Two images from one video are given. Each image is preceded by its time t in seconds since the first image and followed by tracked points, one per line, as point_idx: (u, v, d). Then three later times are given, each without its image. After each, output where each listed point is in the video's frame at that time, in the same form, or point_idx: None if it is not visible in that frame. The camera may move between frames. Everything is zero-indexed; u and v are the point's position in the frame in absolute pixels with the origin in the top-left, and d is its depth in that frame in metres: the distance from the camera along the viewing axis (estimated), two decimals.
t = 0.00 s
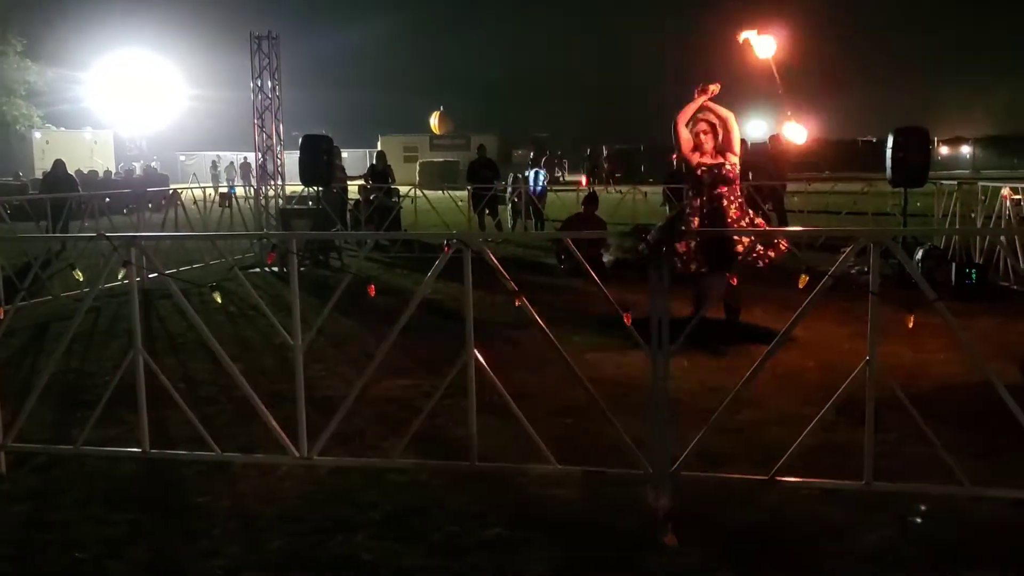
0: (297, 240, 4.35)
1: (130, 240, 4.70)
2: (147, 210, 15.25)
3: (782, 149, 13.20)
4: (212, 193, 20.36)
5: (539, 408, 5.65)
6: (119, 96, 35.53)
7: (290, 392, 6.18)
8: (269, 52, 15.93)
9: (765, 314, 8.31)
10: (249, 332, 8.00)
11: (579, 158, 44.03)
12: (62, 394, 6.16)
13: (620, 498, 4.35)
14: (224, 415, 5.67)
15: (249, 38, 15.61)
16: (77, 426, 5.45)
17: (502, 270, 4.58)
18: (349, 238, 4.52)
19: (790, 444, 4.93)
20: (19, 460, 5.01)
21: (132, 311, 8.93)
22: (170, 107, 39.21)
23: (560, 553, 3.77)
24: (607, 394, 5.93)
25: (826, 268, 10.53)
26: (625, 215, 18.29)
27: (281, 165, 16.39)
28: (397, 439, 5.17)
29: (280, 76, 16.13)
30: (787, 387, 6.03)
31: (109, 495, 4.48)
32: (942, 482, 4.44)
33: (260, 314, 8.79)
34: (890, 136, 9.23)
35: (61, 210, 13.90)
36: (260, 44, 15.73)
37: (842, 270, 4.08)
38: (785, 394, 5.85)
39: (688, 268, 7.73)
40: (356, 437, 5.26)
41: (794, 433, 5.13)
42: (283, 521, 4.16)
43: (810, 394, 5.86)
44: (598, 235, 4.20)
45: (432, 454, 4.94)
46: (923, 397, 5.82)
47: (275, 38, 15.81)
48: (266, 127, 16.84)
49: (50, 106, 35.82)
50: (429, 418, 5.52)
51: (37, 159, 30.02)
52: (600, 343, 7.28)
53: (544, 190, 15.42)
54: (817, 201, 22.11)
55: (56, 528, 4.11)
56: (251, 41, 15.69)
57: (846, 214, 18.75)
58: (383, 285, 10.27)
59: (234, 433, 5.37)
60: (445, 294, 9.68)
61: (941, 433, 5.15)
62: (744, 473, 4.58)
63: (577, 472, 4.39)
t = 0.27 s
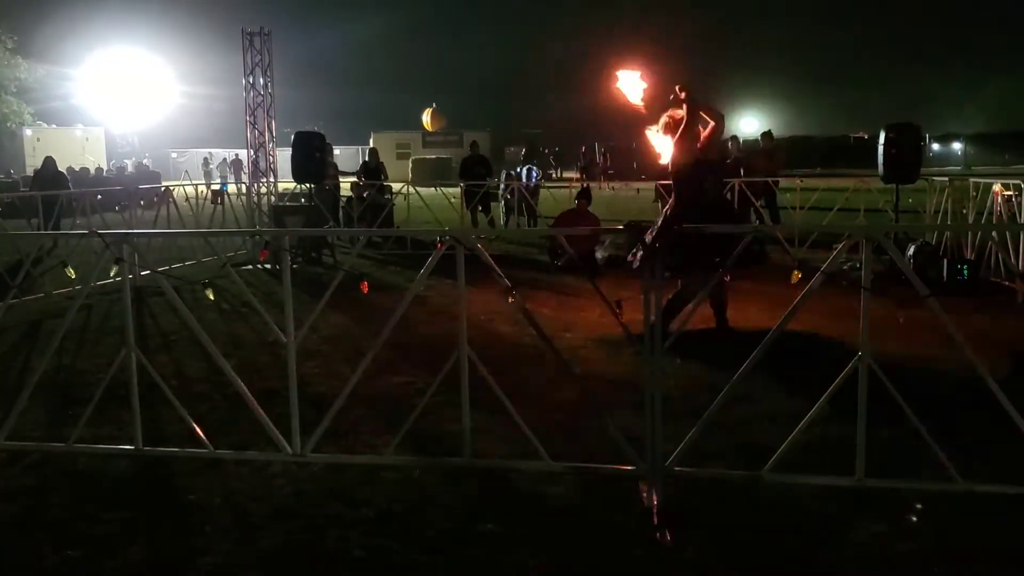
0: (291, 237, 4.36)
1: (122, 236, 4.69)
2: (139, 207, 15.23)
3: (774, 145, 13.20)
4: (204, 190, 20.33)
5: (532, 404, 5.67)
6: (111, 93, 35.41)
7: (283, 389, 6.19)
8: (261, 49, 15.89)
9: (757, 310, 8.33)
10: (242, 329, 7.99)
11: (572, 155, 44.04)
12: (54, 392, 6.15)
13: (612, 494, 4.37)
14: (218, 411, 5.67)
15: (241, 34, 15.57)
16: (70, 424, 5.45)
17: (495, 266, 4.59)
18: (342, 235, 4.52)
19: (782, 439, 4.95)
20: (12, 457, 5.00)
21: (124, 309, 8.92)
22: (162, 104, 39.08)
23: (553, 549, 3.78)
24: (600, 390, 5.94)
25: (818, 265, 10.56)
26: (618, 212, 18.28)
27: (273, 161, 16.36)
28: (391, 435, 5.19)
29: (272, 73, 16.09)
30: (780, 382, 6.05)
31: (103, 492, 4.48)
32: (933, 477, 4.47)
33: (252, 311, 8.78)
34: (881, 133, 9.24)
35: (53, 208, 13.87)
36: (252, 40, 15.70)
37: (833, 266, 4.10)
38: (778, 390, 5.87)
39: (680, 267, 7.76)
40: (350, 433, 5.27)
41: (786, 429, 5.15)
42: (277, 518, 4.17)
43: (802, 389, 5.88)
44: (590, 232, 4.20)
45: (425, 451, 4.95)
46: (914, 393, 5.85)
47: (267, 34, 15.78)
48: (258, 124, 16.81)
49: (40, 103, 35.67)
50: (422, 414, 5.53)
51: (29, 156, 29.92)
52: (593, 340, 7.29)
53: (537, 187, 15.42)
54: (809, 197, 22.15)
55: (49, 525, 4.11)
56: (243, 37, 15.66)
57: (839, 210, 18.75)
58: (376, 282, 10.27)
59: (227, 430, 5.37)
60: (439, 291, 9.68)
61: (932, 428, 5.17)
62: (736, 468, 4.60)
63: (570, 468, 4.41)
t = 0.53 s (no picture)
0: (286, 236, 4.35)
1: (117, 236, 4.68)
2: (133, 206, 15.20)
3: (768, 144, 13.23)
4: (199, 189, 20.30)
5: (527, 403, 5.67)
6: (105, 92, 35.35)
7: (278, 388, 6.18)
8: (256, 48, 15.87)
9: (751, 309, 8.34)
10: (237, 328, 7.98)
11: (567, 154, 44.06)
12: (48, 391, 6.14)
13: (607, 493, 4.37)
14: (213, 410, 5.66)
15: (236, 33, 15.55)
16: (64, 423, 5.43)
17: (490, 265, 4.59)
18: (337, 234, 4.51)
19: (777, 438, 4.96)
20: (6, 457, 4.99)
21: (118, 308, 8.90)
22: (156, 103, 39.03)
23: (548, 548, 3.78)
24: (594, 389, 5.94)
25: (812, 265, 10.57)
26: (613, 211, 18.34)
27: (268, 160, 16.34)
28: (386, 434, 5.19)
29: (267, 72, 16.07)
30: (774, 381, 6.06)
31: (97, 491, 4.47)
32: (926, 475, 4.48)
33: (247, 310, 8.77)
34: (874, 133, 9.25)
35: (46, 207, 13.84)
36: (247, 39, 15.68)
37: (828, 266, 4.10)
38: (772, 389, 5.87)
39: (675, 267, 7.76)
40: (345, 432, 5.26)
41: (780, 427, 5.15)
42: (272, 517, 4.16)
43: (797, 388, 5.89)
44: (586, 230, 4.20)
45: (421, 450, 4.94)
46: (908, 392, 5.86)
47: (262, 33, 15.76)
48: (253, 123, 16.78)
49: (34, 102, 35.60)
50: (417, 414, 5.52)
51: (23, 155, 29.87)
52: (588, 339, 7.29)
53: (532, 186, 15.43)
54: (804, 196, 22.19)
55: (44, 524, 4.10)
56: (238, 36, 15.64)
57: (832, 208, 18.80)
58: (371, 281, 10.27)
59: (222, 429, 5.36)
60: (433, 290, 9.68)
61: (926, 427, 5.19)
62: (731, 467, 4.61)
63: (565, 467, 4.41)
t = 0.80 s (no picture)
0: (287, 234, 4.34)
1: (118, 234, 4.68)
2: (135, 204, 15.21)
3: (769, 142, 13.22)
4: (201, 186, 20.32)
5: (527, 401, 5.68)
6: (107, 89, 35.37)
7: (278, 387, 6.18)
8: (257, 45, 15.87)
9: (751, 308, 8.34)
10: (238, 326, 7.98)
11: (569, 153, 44.06)
12: (50, 389, 6.14)
13: (608, 491, 4.37)
14: (215, 408, 5.67)
15: (237, 31, 15.55)
16: (65, 421, 5.44)
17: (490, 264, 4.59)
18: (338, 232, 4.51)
19: (778, 437, 4.96)
20: (8, 454, 5.00)
21: (119, 305, 8.90)
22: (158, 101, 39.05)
23: (549, 547, 3.78)
24: (595, 388, 5.95)
25: (814, 264, 10.57)
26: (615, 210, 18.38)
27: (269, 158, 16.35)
28: (387, 432, 5.19)
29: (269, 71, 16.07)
30: (775, 380, 6.06)
31: (99, 489, 4.48)
32: (927, 474, 4.49)
33: (248, 308, 8.78)
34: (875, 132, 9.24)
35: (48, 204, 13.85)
36: (249, 37, 15.67)
37: (829, 264, 4.10)
38: (773, 388, 5.88)
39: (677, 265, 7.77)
40: (347, 430, 5.27)
41: (781, 426, 5.15)
42: (272, 515, 4.16)
43: (798, 387, 5.89)
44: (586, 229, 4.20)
45: (421, 447, 4.95)
46: (909, 391, 5.86)
47: (263, 31, 15.76)
48: (254, 121, 16.78)
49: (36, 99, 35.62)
50: (418, 412, 5.53)
51: (24, 152, 29.89)
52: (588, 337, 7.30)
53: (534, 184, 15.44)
54: (806, 195, 22.20)
55: (45, 522, 4.11)
56: (239, 34, 15.64)
57: (833, 207, 18.80)
58: (372, 279, 10.27)
59: (223, 427, 5.37)
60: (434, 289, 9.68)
61: (927, 426, 5.19)
62: (732, 466, 4.61)
63: (566, 466, 4.42)
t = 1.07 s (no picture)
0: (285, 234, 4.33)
1: (116, 231, 4.67)
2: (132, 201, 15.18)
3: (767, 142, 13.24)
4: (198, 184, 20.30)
5: (525, 399, 5.69)
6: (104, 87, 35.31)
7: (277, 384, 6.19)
8: (256, 43, 15.85)
9: (750, 308, 8.36)
10: (236, 324, 7.98)
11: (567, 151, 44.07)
12: (48, 386, 6.14)
13: (607, 490, 4.38)
14: (213, 406, 5.68)
15: (235, 28, 15.52)
16: (64, 418, 5.44)
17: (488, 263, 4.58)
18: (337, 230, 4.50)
19: (776, 436, 4.98)
20: (6, 451, 5.00)
21: (117, 302, 8.90)
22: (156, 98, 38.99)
23: (549, 546, 3.78)
24: (593, 387, 5.96)
25: (811, 263, 10.59)
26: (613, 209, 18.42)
27: (267, 156, 16.34)
28: (386, 430, 5.20)
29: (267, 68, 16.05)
30: (773, 379, 6.07)
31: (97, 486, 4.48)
32: (926, 473, 4.50)
33: (246, 306, 8.78)
34: (874, 134, 9.26)
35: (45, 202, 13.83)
36: (247, 35, 15.64)
37: (827, 263, 4.09)
38: (771, 387, 5.89)
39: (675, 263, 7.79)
40: (344, 428, 5.28)
41: (779, 425, 5.17)
42: (272, 513, 4.17)
43: (796, 386, 5.90)
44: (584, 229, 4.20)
45: (420, 446, 4.95)
46: (906, 390, 5.87)
47: (261, 29, 15.74)
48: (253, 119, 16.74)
49: (33, 97, 35.57)
50: (415, 410, 5.54)
51: (21, 150, 29.83)
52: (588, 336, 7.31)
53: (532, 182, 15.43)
54: (803, 194, 22.21)
55: (44, 519, 4.11)
56: (237, 32, 15.61)
57: (831, 207, 18.83)
58: (370, 277, 10.28)
59: (221, 424, 5.38)
60: (432, 287, 9.69)
61: (925, 426, 5.19)
62: (730, 464, 4.63)
63: (564, 465, 4.42)
